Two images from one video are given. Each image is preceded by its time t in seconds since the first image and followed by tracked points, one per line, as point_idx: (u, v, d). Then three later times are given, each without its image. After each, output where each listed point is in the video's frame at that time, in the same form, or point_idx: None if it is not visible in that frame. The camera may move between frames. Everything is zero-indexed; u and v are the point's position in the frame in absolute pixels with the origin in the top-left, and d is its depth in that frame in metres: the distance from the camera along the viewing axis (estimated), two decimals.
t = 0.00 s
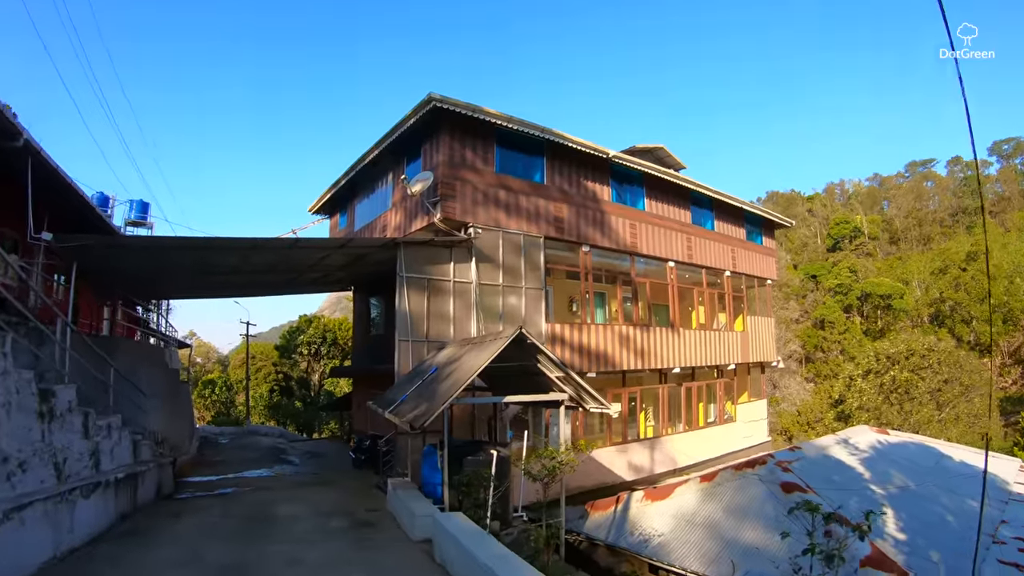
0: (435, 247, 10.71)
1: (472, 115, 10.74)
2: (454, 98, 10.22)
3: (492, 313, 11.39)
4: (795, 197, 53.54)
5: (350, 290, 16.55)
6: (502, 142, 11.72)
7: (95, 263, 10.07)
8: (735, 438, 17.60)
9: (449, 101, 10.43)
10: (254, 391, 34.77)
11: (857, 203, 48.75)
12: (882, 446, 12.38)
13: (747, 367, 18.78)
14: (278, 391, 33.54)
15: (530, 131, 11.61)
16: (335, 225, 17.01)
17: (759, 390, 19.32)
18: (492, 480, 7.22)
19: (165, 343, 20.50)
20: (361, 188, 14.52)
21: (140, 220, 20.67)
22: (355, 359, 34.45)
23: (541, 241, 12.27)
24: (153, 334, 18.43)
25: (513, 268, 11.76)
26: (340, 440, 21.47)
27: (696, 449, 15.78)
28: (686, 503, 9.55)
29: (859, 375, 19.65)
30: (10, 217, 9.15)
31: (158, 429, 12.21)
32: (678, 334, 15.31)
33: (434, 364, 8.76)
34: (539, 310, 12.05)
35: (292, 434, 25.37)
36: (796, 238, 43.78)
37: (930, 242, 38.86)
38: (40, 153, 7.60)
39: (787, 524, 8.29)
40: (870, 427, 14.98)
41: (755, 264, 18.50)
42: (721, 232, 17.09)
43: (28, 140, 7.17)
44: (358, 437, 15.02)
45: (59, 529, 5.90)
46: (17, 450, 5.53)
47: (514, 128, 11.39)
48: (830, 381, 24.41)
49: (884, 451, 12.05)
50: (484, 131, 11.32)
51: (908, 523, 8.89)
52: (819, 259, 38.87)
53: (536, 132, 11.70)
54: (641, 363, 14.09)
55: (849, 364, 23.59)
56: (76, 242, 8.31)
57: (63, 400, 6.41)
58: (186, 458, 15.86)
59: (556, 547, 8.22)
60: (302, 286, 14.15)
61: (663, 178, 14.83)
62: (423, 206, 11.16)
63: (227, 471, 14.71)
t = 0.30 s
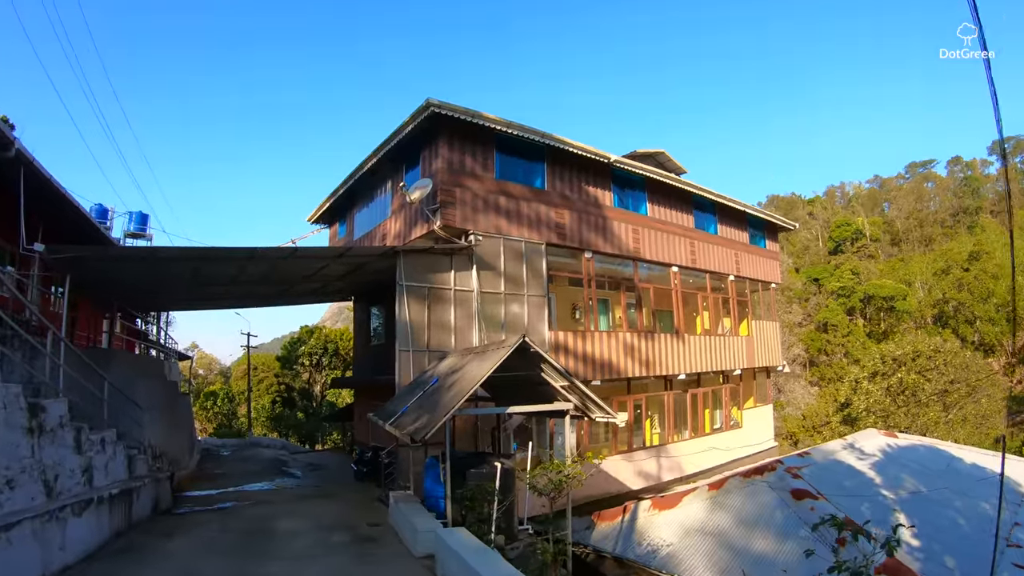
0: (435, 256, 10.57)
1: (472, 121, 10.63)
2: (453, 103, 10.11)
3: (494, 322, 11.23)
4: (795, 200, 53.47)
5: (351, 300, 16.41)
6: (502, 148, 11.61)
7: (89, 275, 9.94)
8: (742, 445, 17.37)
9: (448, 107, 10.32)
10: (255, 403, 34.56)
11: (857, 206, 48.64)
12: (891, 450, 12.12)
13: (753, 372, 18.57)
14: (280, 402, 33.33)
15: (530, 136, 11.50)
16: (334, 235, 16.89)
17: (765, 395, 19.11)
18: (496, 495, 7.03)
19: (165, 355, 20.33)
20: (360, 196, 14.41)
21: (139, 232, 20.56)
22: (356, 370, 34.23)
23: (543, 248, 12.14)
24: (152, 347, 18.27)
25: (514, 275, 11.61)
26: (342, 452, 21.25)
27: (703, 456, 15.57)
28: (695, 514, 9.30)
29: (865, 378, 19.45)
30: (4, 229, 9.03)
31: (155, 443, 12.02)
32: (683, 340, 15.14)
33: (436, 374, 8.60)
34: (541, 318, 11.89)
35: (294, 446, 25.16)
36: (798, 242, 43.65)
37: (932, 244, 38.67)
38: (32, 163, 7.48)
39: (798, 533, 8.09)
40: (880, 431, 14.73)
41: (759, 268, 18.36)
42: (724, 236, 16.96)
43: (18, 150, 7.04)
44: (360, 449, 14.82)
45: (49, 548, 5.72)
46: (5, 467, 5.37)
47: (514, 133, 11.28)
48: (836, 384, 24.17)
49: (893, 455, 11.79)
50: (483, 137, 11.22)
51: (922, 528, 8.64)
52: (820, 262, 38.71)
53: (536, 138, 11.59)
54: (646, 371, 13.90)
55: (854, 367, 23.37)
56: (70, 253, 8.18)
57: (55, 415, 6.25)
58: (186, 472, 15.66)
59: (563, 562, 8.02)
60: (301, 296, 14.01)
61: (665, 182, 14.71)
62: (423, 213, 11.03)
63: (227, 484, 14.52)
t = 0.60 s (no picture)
0: (437, 264, 10.42)
1: (474, 126, 10.53)
2: (454, 109, 10.01)
3: (498, 331, 11.06)
4: (798, 208, 53.38)
5: (353, 310, 16.25)
6: (504, 154, 11.49)
7: (86, 283, 9.81)
8: (750, 454, 17.10)
9: (450, 113, 10.22)
10: (258, 415, 34.37)
11: (860, 213, 48.53)
12: (901, 455, 11.76)
13: (760, 380, 18.33)
14: (283, 414, 33.12)
15: (532, 142, 11.39)
16: (335, 245, 16.76)
17: (772, 403, 18.85)
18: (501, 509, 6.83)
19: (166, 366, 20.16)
20: (361, 205, 14.30)
21: (140, 242, 20.47)
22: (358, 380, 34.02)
23: (547, 255, 11.99)
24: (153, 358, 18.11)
25: (518, 283, 11.45)
26: (345, 464, 21.00)
27: (711, 466, 15.31)
28: (705, 525, 9.04)
29: (873, 384, 19.20)
30: None
31: (153, 455, 11.82)
32: (689, 348, 14.94)
33: (439, 384, 8.41)
34: (546, 326, 11.71)
35: (296, 458, 24.93)
36: (801, 249, 43.46)
37: (936, 250, 38.49)
38: (26, 169, 7.39)
39: (812, 544, 7.80)
40: (891, 438, 14.46)
41: (765, 275, 18.18)
42: (729, 242, 16.80)
43: (11, 155, 6.94)
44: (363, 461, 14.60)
45: (36, 562, 5.55)
46: None
47: (517, 139, 11.17)
48: (842, 392, 23.89)
49: (905, 460, 11.44)
50: (486, 143, 11.12)
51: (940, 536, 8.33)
52: (824, 270, 38.51)
53: (539, 144, 11.47)
54: (652, 379, 13.69)
55: (861, 374, 23.13)
56: (65, 260, 8.04)
57: (44, 425, 6.10)
58: (186, 485, 15.44)
59: None
60: (303, 306, 13.87)
61: (669, 188, 14.59)
62: (425, 221, 10.91)
63: (228, 497, 14.30)
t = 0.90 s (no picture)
0: (436, 271, 10.26)
1: (474, 131, 10.41)
2: (453, 114, 9.89)
3: (498, 340, 10.88)
4: (797, 216, 53.40)
5: (351, 319, 16.05)
6: (504, 160, 11.37)
7: (78, 289, 9.65)
8: (754, 464, 16.86)
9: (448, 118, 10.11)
10: (255, 425, 34.05)
11: (859, 221, 48.51)
12: (908, 464, 11.51)
13: (763, 389, 18.13)
14: (280, 425, 32.81)
15: (532, 148, 11.27)
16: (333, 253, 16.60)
17: (776, 413, 18.64)
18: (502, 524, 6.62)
19: (162, 376, 19.92)
20: (359, 213, 14.16)
21: (137, 251, 20.31)
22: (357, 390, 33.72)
23: (548, 263, 11.84)
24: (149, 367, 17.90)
25: (518, 291, 11.29)
26: (343, 475, 20.71)
27: (714, 477, 15.09)
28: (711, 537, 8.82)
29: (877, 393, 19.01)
30: None
31: (145, 466, 11.59)
32: (692, 357, 14.78)
33: (438, 395, 8.21)
34: (546, 335, 11.53)
35: (293, 468, 24.64)
36: (801, 258, 43.41)
37: (936, 258, 38.39)
38: (16, 173, 7.26)
39: (821, 556, 7.43)
40: (898, 446, 14.24)
41: (767, 283, 18.05)
42: (731, 250, 16.67)
43: None
44: (360, 472, 14.39)
45: None
46: None
47: (517, 145, 11.06)
48: (844, 401, 23.68)
49: (912, 468, 11.17)
50: (486, 149, 11.00)
51: (953, 546, 8.09)
52: (824, 278, 38.39)
53: (539, 150, 11.36)
54: (655, 389, 13.51)
55: (863, 382, 22.92)
56: (55, 265, 7.89)
57: (27, 435, 5.95)
58: (181, 496, 15.18)
59: None
60: (300, 314, 13.68)
61: (671, 195, 14.47)
62: (424, 227, 10.76)
63: (223, 508, 14.04)
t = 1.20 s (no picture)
0: (425, 274, 10.08)
1: (464, 132, 10.27)
2: (444, 114, 9.75)
3: (489, 344, 10.72)
4: (787, 223, 53.74)
5: (339, 323, 15.82)
6: (496, 162, 11.23)
7: (58, 289, 9.37)
8: (746, 471, 16.77)
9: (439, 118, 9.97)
10: (243, 429, 33.59)
11: (848, 228, 48.87)
12: (905, 469, 11.40)
13: (755, 395, 18.07)
14: (268, 430, 32.36)
15: (524, 150, 11.15)
16: (321, 256, 16.37)
17: (767, 419, 18.59)
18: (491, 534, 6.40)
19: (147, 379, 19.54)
20: (348, 215, 13.96)
21: (124, 252, 19.97)
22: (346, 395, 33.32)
23: (539, 266, 11.70)
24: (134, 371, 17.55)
25: (509, 295, 11.13)
26: (331, 481, 20.38)
27: (707, 484, 14.97)
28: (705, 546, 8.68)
29: (868, 399, 18.99)
30: None
31: (127, 472, 11.27)
32: (684, 362, 14.68)
33: (426, 400, 8.01)
34: (538, 339, 11.38)
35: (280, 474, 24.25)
36: (790, 264, 43.65)
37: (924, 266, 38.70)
38: None
39: (818, 566, 7.27)
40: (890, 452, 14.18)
41: (759, 288, 18.02)
42: (724, 255, 16.64)
43: None
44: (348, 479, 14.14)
45: None
46: None
47: (509, 146, 10.93)
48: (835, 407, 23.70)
49: (909, 474, 11.06)
50: (476, 151, 10.85)
51: (952, 553, 7.96)
52: (814, 285, 38.58)
53: (531, 152, 11.24)
54: (647, 395, 13.39)
55: (853, 388, 22.95)
56: (34, 264, 7.64)
57: None
58: (164, 502, 14.82)
59: None
60: (287, 317, 13.42)
61: (664, 199, 14.40)
62: (414, 229, 10.59)
63: (206, 515, 13.71)
